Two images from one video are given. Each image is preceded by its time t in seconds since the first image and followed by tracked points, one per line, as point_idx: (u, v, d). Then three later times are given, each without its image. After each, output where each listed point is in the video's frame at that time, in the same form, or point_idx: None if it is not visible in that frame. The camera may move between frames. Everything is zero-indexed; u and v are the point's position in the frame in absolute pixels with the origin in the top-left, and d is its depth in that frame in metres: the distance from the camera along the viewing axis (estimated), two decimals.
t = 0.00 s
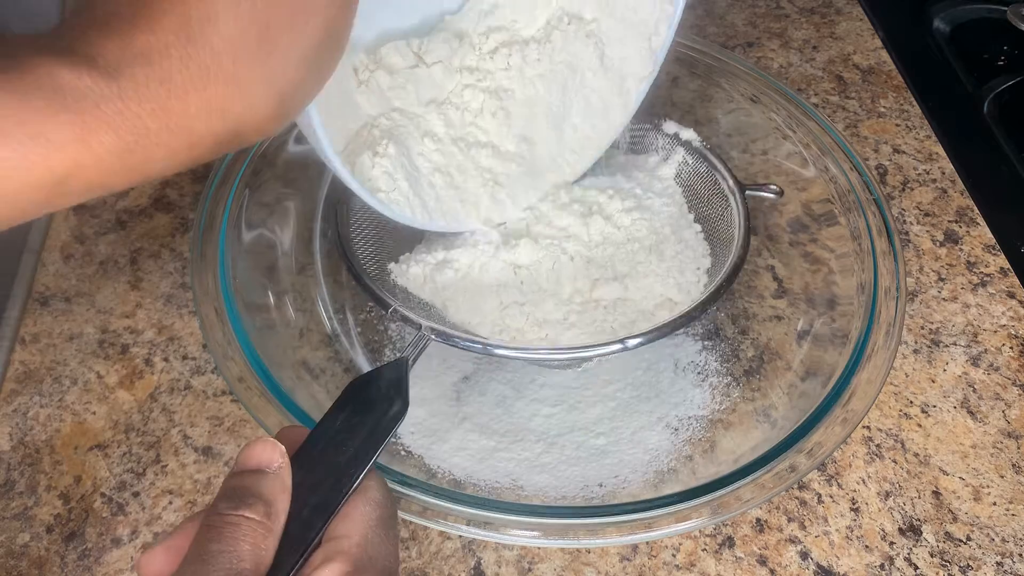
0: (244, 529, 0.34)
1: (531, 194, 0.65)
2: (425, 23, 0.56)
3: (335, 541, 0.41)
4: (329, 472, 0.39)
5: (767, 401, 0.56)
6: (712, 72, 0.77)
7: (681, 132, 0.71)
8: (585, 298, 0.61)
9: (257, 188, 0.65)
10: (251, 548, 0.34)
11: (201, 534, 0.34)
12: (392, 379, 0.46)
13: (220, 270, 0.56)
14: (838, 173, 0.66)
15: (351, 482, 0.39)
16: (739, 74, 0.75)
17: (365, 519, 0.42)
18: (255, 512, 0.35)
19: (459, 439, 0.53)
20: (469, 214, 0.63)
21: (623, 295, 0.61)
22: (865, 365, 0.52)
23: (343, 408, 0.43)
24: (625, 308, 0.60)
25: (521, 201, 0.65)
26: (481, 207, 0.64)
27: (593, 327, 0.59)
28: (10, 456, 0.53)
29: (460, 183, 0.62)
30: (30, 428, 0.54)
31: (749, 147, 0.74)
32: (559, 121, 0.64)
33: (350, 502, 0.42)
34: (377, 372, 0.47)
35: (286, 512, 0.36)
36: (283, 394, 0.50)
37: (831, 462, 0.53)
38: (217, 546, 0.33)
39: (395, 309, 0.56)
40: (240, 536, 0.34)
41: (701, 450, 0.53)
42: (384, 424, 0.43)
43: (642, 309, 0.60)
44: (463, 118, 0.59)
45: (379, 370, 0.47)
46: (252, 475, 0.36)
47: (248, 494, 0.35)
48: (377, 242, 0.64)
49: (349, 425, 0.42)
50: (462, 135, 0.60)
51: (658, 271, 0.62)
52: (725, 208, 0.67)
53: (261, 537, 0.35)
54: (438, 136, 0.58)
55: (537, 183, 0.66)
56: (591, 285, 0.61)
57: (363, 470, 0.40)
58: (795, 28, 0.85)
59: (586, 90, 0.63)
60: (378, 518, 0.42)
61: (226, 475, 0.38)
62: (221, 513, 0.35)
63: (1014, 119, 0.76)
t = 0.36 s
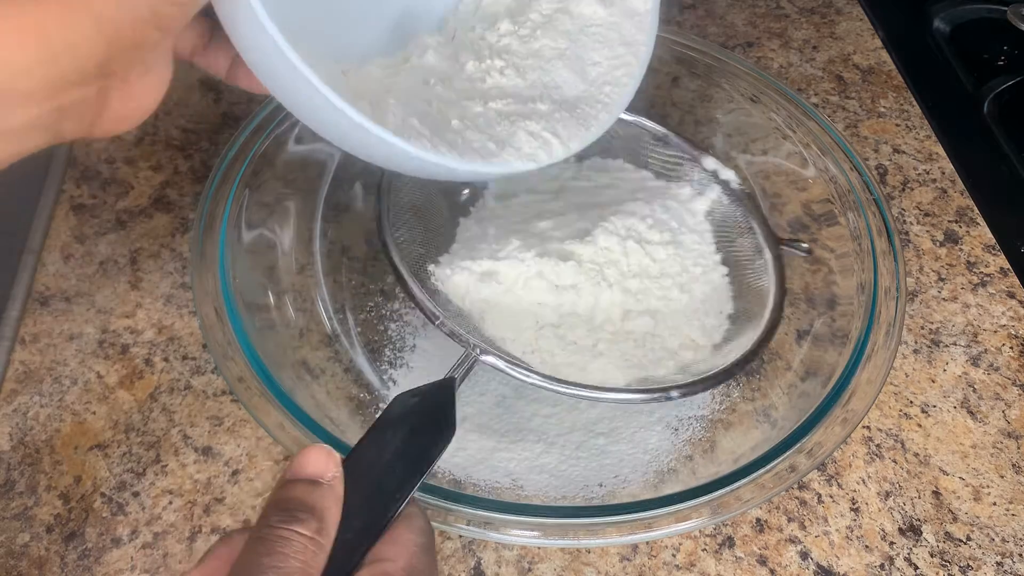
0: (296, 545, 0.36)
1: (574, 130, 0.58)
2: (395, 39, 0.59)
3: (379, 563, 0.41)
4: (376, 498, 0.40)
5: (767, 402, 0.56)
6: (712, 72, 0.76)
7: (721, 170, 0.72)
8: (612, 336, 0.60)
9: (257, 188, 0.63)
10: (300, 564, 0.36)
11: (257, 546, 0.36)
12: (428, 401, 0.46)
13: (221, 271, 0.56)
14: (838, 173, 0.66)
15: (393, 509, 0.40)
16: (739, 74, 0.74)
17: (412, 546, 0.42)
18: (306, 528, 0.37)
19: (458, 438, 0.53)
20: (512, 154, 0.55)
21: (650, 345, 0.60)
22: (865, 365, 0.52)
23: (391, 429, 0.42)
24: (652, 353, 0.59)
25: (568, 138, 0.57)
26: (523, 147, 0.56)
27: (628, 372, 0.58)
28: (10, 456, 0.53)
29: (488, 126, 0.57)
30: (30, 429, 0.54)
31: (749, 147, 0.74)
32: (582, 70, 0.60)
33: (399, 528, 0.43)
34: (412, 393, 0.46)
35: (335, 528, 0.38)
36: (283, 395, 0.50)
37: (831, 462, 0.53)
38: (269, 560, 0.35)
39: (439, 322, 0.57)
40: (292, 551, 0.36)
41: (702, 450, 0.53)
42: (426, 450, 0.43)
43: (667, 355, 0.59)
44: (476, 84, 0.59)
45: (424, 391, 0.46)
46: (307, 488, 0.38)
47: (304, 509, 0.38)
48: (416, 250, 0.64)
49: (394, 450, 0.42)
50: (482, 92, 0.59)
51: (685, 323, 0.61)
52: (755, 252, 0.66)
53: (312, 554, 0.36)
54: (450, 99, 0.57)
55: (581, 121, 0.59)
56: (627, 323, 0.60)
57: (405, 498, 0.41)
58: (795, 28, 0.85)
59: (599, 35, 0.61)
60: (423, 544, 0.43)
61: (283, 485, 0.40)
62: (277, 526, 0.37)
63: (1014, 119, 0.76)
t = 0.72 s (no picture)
0: (283, 549, 0.38)
1: (504, 47, 0.48)
2: None
3: (368, 559, 0.42)
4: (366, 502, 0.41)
5: (767, 401, 0.56)
6: (711, 72, 0.77)
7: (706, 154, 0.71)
8: (601, 325, 0.61)
9: (257, 188, 0.64)
10: (287, 566, 0.37)
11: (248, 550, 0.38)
12: (416, 404, 0.45)
13: (220, 271, 0.56)
14: (838, 173, 0.66)
15: (384, 512, 0.40)
16: (739, 75, 0.75)
17: (401, 542, 0.43)
18: (293, 532, 0.38)
19: (458, 439, 0.53)
20: (433, 75, 0.45)
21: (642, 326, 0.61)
22: (865, 365, 0.52)
23: (379, 431, 0.43)
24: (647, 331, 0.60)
25: (499, 54, 0.48)
26: (444, 67, 0.46)
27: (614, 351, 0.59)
28: (10, 456, 0.53)
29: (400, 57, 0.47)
30: (30, 428, 0.54)
31: (750, 147, 0.74)
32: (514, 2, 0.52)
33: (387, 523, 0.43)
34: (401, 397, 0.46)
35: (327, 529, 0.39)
36: (283, 395, 0.50)
37: (831, 462, 0.53)
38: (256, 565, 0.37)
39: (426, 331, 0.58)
40: (279, 555, 0.37)
41: (701, 450, 0.53)
42: (415, 450, 0.43)
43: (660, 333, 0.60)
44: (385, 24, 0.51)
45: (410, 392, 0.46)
46: (294, 494, 0.39)
47: (289, 515, 0.38)
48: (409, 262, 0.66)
49: (386, 451, 0.42)
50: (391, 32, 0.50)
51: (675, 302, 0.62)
52: (746, 232, 0.67)
53: (300, 557, 0.38)
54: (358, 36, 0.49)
55: (514, 38, 0.49)
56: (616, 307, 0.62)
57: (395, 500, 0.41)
58: (795, 28, 0.85)
59: None
60: (413, 541, 0.43)
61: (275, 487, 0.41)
62: (268, 532, 0.39)
63: (1015, 119, 0.76)
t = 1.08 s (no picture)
0: (311, 562, 0.37)
1: (462, 27, 0.49)
2: None
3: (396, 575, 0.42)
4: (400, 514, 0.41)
5: (767, 401, 0.56)
6: (711, 72, 0.77)
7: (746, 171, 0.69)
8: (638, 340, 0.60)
9: (257, 188, 0.64)
10: None
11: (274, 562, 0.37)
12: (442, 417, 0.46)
13: (220, 270, 0.56)
14: (838, 173, 0.66)
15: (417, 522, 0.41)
16: (740, 75, 0.75)
17: (429, 558, 0.43)
18: (323, 546, 0.37)
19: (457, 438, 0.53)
20: (389, 54, 0.46)
21: (676, 341, 0.60)
22: (865, 365, 0.52)
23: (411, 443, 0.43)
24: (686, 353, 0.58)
25: (457, 35, 0.48)
26: (402, 46, 0.46)
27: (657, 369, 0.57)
28: (10, 456, 0.53)
29: (358, 33, 0.47)
30: (30, 428, 0.54)
31: (750, 147, 0.73)
32: None
33: (418, 539, 0.44)
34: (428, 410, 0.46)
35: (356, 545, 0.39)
36: (284, 396, 0.50)
37: (831, 462, 0.53)
38: None
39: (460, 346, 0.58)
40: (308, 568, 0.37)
41: (700, 450, 0.53)
42: (447, 463, 0.44)
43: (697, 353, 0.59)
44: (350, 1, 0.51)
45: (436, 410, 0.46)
46: (326, 508, 0.39)
47: (319, 528, 0.38)
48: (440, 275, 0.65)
49: (416, 464, 0.43)
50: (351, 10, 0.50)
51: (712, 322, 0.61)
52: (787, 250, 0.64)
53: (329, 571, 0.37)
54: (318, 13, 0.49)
55: (473, 19, 0.50)
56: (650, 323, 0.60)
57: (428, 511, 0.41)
58: (795, 28, 0.85)
59: None
60: (441, 557, 0.44)
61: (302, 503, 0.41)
62: (296, 546, 0.38)
63: (1015, 119, 0.77)
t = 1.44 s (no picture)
0: (298, 553, 0.38)
1: (442, 30, 0.50)
2: None
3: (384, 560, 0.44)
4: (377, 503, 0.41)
5: (767, 401, 0.56)
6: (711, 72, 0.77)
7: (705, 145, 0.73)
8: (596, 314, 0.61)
9: (257, 188, 0.63)
10: (304, 570, 0.38)
11: (266, 555, 0.39)
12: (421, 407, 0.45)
13: (220, 270, 0.56)
14: (838, 173, 0.66)
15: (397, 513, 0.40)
16: (740, 75, 0.75)
17: (415, 542, 0.44)
18: (308, 537, 0.39)
19: (457, 439, 0.53)
20: (370, 57, 0.47)
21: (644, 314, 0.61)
22: (865, 365, 0.52)
23: (391, 432, 0.43)
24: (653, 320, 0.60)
25: (437, 38, 0.49)
26: (384, 48, 0.48)
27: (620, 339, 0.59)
28: (10, 456, 0.53)
29: (343, 35, 0.48)
30: (30, 428, 0.54)
31: (750, 147, 0.73)
32: None
33: (401, 523, 0.44)
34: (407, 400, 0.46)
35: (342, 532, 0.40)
36: (284, 395, 0.50)
37: (831, 462, 0.53)
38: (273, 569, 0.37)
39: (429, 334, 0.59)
40: (294, 559, 0.38)
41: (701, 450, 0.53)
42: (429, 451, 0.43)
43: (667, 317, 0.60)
44: None
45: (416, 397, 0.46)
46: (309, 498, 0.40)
47: (304, 519, 0.39)
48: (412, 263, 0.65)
49: (397, 453, 0.42)
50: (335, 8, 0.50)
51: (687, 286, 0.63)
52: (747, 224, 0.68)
53: (315, 561, 0.38)
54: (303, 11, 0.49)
55: (452, 21, 0.51)
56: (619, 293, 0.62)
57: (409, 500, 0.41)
58: (795, 28, 0.85)
59: None
60: (427, 541, 0.45)
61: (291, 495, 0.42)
62: (284, 538, 0.39)
63: (1015, 118, 0.77)
